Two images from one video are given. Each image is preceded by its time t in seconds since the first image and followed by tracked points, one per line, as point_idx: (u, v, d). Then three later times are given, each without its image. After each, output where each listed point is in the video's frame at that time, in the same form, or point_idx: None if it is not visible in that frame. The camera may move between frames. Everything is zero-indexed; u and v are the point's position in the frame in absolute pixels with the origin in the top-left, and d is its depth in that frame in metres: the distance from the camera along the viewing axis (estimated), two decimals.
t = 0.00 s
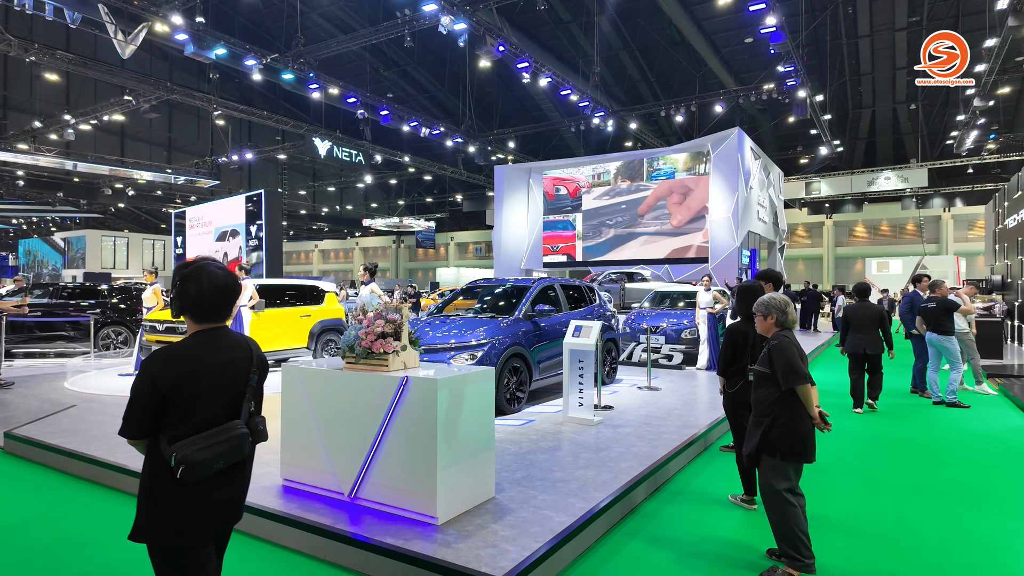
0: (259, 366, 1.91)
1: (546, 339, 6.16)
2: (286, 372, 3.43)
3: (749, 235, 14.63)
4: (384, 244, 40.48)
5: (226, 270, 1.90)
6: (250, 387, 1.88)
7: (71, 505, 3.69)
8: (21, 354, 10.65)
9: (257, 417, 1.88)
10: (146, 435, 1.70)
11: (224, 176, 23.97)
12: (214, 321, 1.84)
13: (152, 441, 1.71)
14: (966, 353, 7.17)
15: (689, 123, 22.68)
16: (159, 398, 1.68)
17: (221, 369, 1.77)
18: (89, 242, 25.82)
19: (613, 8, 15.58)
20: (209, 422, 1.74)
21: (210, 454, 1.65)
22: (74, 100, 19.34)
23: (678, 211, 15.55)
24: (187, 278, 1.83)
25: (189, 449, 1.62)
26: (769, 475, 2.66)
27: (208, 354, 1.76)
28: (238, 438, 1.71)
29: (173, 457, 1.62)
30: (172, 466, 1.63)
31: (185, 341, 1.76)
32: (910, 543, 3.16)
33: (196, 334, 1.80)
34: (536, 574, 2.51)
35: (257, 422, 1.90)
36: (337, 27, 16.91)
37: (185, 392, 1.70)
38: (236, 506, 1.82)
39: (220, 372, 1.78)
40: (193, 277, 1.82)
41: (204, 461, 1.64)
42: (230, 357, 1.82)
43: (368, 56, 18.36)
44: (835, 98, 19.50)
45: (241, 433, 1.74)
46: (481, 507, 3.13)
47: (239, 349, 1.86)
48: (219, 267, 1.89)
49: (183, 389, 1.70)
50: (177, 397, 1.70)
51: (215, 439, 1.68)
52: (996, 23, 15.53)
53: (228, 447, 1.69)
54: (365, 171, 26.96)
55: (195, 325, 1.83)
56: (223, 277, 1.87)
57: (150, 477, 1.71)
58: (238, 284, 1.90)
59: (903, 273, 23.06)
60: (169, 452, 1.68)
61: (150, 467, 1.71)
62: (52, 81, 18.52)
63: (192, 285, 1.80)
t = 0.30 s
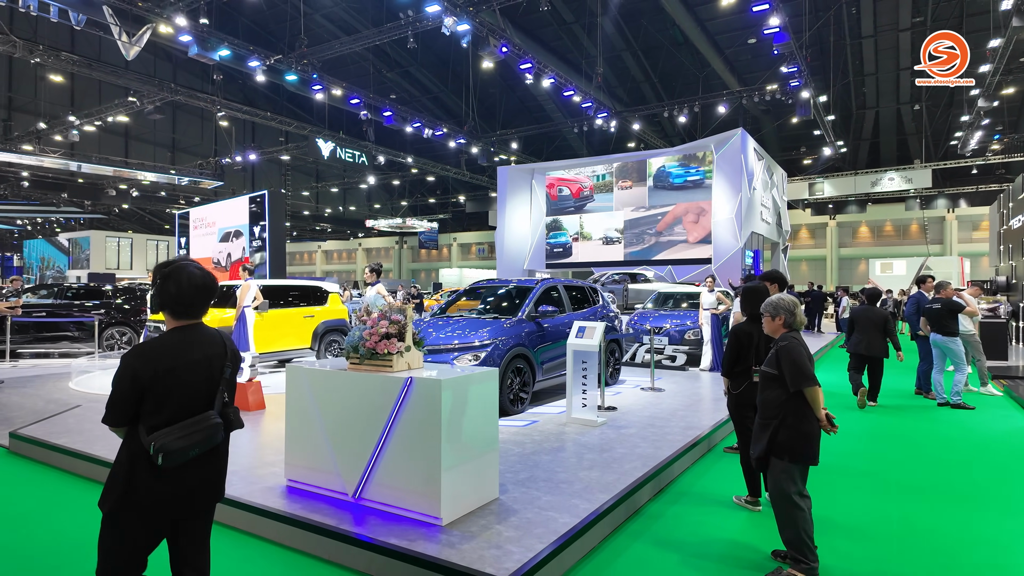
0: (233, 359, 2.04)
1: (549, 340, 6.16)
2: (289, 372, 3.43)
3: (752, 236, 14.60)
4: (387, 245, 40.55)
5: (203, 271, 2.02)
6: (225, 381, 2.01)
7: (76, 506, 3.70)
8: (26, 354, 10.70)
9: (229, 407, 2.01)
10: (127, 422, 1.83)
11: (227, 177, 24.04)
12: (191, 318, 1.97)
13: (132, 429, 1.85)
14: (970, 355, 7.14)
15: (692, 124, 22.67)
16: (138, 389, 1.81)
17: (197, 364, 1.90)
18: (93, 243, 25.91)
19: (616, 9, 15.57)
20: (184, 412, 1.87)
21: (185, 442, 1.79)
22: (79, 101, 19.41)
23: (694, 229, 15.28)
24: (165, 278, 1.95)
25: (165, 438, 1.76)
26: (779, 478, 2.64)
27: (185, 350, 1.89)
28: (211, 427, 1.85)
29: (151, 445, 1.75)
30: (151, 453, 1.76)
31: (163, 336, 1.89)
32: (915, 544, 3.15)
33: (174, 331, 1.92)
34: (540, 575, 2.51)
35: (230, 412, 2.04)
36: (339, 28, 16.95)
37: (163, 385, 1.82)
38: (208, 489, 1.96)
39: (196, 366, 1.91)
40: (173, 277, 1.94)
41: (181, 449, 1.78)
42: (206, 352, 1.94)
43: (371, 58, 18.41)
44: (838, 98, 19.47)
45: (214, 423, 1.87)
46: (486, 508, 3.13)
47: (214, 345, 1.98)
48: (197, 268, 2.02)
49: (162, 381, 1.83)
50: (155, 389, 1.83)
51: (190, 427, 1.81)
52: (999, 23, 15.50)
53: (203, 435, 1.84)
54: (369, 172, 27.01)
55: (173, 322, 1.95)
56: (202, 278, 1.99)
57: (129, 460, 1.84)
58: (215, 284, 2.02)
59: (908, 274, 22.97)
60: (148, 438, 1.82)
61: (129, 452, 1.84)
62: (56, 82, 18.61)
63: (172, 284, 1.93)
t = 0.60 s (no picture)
0: (212, 357, 2.09)
1: (555, 341, 6.16)
2: (298, 372, 3.44)
3: (758, 237, 14.55)
4: (391, 246, 40.59)
5: (179, 274, 2.06)
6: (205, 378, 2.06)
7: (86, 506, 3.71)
8: (33, 354, 10.76)
9: (211, 403, 2.06)
10: (113, 421, 1.88)
11: (232, 178, 24.11)
12: (170, 319, 2.01)
13: (118, 427, 1.90)
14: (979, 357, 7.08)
15: (697, 125, 22.66)
16: (122, 389, 1.86)
17: (178, 362, 1.94)
18: (99, 243, 26.05)
19: (621, 11, 15.55)
20: (166, 408, 1.92)
21: (169, 437, 1.84)
22: (85, 103, 19.51)
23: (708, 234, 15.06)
24: (142, 283, 1.99)
25: (149, 433, 1.81)
26: (791, 480, 2.63)
27: (165, 349, 1.94)
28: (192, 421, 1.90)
29: (136, 441, 1.80)
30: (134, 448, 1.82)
31: (143, 337, 1.94)
32: (926, 546, 3.13)
33: (153, 332, 1.97)
34: None
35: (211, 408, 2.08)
36: (345, 30, 17.00)
37: (144, 384, 1.87)
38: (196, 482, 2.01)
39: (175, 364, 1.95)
40: (149, 281, 1.98)
41: (163, 443, 1.84)
42: (185, 351, 1.99)
43: (376, 59, 18.46)
44: (843, 99, 19.41)
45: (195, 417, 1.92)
46: (494, 509, 3.13)
47: (193, 343, 2.02)
48: (173, 272, 2.06)
49: (143, 380, 1.88)
50: (138, 387, 1.88)
51: (173, 422, 1.87)
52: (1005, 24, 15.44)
53: (183, 430, 1.89)
54: (373, 173, 27.07)
55: (153, 324, 2.00)
56: (178, 281, 2.04)
57: (117, 458, 1.89)
58: (191, 285, 2.07)
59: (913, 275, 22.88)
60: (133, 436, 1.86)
61: (116, 450, 1.89)
62: (63, 84, 18.72)
63: (150, 287, 1.97)
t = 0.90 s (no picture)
0: (180, 355, 2.18)
1: (562, 342, 6.14)
2: (309, 372, 3.44)
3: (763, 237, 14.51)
4: (395, 246, 40.60)
5: (150, 275, 2.16)
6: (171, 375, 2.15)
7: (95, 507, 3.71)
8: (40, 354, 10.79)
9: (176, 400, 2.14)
10: (81, 413, 1.98)
11: (237, 179, 24.19)
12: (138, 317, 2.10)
13: (85, 419, 2.00)
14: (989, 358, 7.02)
15: (701, 125, 22.62)
16: (89, 383, 1.96)
17: (143, 359, 2.04)
18: (105, 244, 26.16)
19: (626, 10, 15.51)
20: (131, 402, 2.01)
21: (129, 429, 1.93)
22: (92, 104, 19.59)
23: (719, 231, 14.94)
24: (114, 283, 2.09)
25: (110, 425, 1.90)
26: (806, 482, 2.61)
27: (130, 346, 2.03)
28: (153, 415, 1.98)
29: (98, 431, 1.89)
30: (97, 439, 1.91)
31: (112, 334, 2.04)
32: (942, 547, 3.11)
33: (122, 330, 2.07)
34: None
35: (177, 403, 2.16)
36: (350, 31, 17.02)
37: (110, 378, 1.97)
38: (161, 474, 2.10)
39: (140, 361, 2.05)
40: (121, 281, 2.07)
41: (127, 435, 1.92)
42: (151, 348, 2.08)
43: (381, 59, 18.48)
44: (849, 99, 19.34)
45: (156, 412, 2.00)
46: (505, 510, 3.12)
47: (162, 341, 2.13)
48: (145, 272, 2.15)
49: (108, 375, 1.97)
50: (103, 381, 1.97)
51: (134, 415, 1.95)
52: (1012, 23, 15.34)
53: (147, 423, 1.97)
54: (377, 174, 27.12)
55: (122, 322, 2.10)
56: (149, 280, 2.13)
57: (84, 448, 1.99)
58: (161, 285, 2.16)
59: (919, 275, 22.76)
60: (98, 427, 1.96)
61: (84, 440, 1.99)
62: (69, 85, 18.79)
63: (120, 287, 2.06)
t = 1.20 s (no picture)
0: (164, 349, 2.20)
1: (570, 342, 6.12)
2: (320, 372, 3.44)
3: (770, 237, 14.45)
4: (400, 246, 40.64)
5: (137, 270, 2.18)
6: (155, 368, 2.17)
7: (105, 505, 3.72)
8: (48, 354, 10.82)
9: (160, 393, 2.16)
10: (67, 404, 2.01)
11: (243, 180, 24.24)
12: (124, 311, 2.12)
13: (70, 410, 2.02)
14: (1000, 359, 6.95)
15: (707, 124, 22.56)
16: (74, 373, 1.99)
17: (128, 351, 2.06)
18: (112, 244, 26.27)
19: (632, 9, 15.45)
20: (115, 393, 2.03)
21: (112, 420, 1.95)
22: (98, 104, 19.66)
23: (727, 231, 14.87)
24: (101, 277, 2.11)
25: (93, 415, 1.93)
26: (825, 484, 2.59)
27: (115, 338, 2.05)
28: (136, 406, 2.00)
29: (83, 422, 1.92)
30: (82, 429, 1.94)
31: (96, 327, 2.06)
32: (959, 549, 3.08)
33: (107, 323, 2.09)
34: None
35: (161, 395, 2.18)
36: (355, 32, 17.03)
37: (93, 370, 2.00)
38: (144, 464, 2.12)
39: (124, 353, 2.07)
40: (108, 275, 2.10)
41: (109, 426, 1.95)
42: (135, 341, 2.10)
43: (386, 60, 18.51)
44: (856, 98, 19.24)
45: (140, 402, 2.02)
46: (517, 510, 3.11)
47: (145, 335, 2.15)
48: (132, 268, 2.17)
49: (92, 366, 2.00)
50: (88, 372, 2.00)
51: (117, 405, 1.97)
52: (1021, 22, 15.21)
53: (130, 414, 1.99)
54: (383, 174, 27.14)
55: (109, 315, 2.12)
56: (135, 275, 2.15)
57: (69, 438, 2.01)
58: (146, 280, 2.18)
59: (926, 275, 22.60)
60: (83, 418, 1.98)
61: (69, 430, 2.02)
62: (77, 86, 18.89)
63: (108, 281, 2.09)
